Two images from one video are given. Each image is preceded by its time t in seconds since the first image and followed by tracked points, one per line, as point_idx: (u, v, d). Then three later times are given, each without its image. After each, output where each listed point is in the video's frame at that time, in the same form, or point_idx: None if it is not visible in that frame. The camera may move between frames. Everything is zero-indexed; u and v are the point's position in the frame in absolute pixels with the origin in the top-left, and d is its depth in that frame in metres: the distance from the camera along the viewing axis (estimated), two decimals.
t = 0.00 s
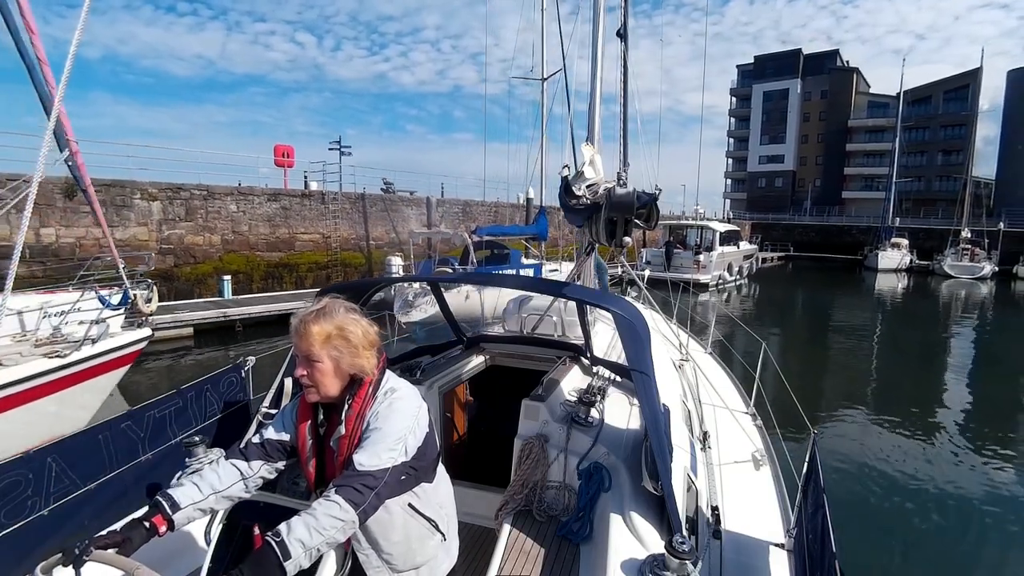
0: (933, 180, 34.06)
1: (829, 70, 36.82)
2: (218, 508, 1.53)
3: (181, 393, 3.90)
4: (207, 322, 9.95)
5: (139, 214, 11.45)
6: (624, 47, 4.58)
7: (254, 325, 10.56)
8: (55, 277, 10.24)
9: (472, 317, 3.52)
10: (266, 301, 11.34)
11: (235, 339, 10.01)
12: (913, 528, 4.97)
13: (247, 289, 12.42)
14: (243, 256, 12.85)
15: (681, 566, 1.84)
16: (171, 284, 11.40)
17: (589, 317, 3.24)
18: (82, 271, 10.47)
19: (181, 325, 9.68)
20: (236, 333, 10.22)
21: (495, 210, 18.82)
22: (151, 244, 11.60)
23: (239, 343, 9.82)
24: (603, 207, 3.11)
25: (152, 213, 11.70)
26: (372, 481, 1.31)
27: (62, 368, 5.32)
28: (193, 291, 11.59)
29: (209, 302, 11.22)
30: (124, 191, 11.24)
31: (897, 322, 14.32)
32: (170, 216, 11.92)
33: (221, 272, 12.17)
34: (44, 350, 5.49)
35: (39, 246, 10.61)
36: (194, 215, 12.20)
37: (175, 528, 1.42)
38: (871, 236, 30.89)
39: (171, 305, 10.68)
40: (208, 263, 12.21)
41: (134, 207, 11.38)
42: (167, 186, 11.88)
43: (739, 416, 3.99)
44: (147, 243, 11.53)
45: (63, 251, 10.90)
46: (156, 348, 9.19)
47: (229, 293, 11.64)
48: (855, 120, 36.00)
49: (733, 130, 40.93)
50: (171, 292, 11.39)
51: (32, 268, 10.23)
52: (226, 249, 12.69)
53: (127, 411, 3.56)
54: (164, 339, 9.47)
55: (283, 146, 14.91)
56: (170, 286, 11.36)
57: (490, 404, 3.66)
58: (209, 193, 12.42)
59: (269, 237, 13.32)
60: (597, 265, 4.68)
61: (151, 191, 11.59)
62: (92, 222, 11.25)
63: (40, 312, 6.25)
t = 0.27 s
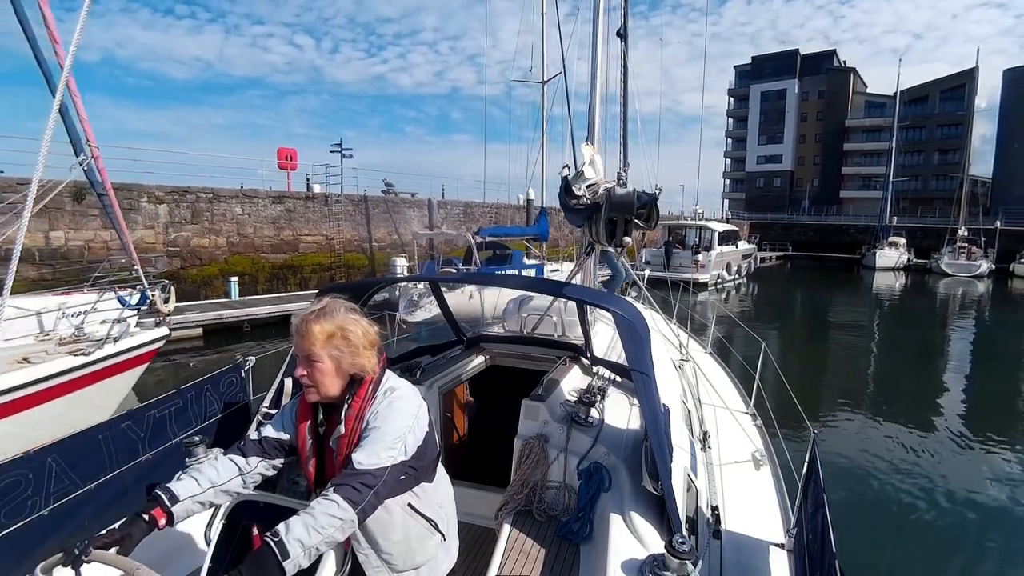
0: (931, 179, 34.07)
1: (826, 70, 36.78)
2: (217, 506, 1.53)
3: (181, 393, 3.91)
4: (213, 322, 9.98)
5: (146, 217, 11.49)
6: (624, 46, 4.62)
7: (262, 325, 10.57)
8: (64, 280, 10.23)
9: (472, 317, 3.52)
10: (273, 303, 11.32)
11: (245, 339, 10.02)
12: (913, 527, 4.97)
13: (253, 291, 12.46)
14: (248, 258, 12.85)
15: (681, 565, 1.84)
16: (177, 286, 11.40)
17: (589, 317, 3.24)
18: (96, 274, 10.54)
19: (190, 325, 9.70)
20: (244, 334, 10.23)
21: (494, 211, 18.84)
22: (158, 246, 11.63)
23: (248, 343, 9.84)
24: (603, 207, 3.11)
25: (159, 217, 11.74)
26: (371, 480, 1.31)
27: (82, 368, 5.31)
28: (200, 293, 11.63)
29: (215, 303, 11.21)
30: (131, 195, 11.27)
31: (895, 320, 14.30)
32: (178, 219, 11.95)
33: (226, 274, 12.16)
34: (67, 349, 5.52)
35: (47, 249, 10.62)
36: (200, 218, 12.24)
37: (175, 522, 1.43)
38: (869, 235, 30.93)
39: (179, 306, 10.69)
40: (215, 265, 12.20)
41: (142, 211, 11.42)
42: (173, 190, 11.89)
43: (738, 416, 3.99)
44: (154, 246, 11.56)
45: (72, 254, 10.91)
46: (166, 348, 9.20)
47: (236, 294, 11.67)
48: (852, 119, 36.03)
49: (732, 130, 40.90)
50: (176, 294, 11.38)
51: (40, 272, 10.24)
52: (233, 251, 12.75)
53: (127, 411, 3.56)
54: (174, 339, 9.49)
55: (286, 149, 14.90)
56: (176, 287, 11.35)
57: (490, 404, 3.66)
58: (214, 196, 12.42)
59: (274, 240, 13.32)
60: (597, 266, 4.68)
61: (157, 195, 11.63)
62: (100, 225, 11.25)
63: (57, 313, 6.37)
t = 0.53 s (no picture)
0: (927, 177, 34.13)
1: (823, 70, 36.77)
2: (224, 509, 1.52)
3: (181, 393, 3.91)
4: (224, 323, 10.01)
5: (153, 221, 11.52)
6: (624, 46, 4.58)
7: (269, 327, 10.57)
8: (73, 284, 10.41)
9: (472, 317, 3.52)
10: (281, 303, 11.32)
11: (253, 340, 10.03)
12: (911, 526, 4.98)
13: (258, 293, 12.46)
14: (253, 261, 12.76)
15: (681, 566, 1.83)
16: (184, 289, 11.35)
17: (589, 317, 3.24)
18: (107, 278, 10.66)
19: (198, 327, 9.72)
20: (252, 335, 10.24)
21: (495, 212, 18.87)
22: (165, 249, 11.66)
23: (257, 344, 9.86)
24: (603, 207, 3.12)
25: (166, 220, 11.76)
26: (375, 482, 1.31)
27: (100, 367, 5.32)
28: (206, 295, 11.55)
29: (221, 305, 11.18)
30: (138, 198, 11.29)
31: (893, 318, 14.31)
32: (183, 222, 11.96)
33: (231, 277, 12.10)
34: (91, 347, 5.60)
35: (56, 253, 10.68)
36: (205, 221, 12.25)
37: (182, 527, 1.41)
38: (867, 234, 30.98)
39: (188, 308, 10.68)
40: (220, 266, 12.19)
41: (148, 215, 11.47)
42: (179, 194, 11.93)
43: (738, 416, 4.00)
44: (161, 249, 11.60)
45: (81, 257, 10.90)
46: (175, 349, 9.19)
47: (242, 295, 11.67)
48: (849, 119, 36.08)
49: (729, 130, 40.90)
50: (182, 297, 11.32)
51: (50, 275, 10.35)
52: (237, 254, 12.69)
53: (126, 411, 3.57)
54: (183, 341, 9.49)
55: (289, 152, 14.89)
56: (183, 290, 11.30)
57: (489, 404, 3.66)
58: (219, 200, 12.48)
59: (278, 242, 13.32)
60: (597, 266, 4.68)
61: (163, 199, 11.69)
62: (108, 229, 11.26)
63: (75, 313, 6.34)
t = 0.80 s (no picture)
0: (924, 175, 34.21)
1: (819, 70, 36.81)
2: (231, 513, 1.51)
3: (181, 393, 3.92)
4: (232, 325, 10.00)
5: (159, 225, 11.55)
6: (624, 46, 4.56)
7: (277, 328, 10.56)
8: (83, 287, 10.50)
9: (471, 317, 3.52)
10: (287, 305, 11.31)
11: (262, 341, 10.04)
12: (910, 523, 4.98)
13: (262, 295, 12.39)
14: (257, 264, 12.84)
15: (681, 565, 1.83)
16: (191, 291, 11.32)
17: (589, 317, 3.24)
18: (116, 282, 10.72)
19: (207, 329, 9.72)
20: (260, 337, 10.24)
21: (495, 214, 18.86)
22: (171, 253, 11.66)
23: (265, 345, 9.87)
24: (603, 207, 3.11)
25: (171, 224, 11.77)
26: (381, 486, 1.31)
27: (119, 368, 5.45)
28: (213, 297, 11.55)
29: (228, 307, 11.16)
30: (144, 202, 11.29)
31: (891, 316, 14.31)
32: (189, 226, 12.01)
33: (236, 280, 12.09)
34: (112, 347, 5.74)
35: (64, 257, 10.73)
36: (211, 225, 12.29)
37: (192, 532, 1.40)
38: (864, 233, 31.03)
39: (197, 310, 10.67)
40: (225, 270, 12.19)
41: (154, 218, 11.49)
42: (185, 198, 11.98)
43: (738, 416, 4.00)
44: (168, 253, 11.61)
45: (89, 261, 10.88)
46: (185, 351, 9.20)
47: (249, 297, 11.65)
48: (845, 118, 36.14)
49: (726, 130, 40.92)
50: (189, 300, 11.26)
51: (58, 280, 10.44)
52: (242, 257, 12.74)
53: (127, 411, 3.58)
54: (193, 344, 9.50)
55: (292, 156, 14.86)
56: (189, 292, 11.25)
57: (489, 404, 3.65)
58: (225, 204, 12.51)
59: (282, 244, 13.34)
60: (596, 266, 4.68)
61: (169, 203, 11.74)
62: (115, 234, 11.26)
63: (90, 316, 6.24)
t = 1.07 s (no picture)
0: (920, 173, 34.24)
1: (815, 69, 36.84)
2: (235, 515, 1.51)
3: (181, 393, 3.93)
4: (241, 327, 9.99)
5: (166, 229, 11.66)
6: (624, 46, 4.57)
7: (285, 330, 10.55)
8: (91, 292, 10.60)
9: (471, 317, 3.52)
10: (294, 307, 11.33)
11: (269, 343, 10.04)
12: (909, 517, 4.98)
13: (266, 298, 12.21)
14: (262, 267, 12.83)
15: (681, 566, 1.83)
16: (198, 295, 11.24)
17: (589, 317, 3.24)
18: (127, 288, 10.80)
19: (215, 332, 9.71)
20: (268, 340, 10.22)
21: (495, 215, 18.88)
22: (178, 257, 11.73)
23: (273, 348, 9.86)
24: (603, 207, 3.11)
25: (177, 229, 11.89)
26: (383, 488, 1.31)
27: (136, 367, 5.52)
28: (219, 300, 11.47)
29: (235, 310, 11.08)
30: (154, 207, 11.41)
31: (890, 313, 14.30)
32: (194, 230, 12.08)
33: (241, 283, 12.04)
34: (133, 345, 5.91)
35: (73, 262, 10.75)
36: (216, 229, 12.35)
37: (196, 533, 1.39)
38: (861, 230, 31.08)
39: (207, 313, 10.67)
40: (230, 274, 12.23)
41: (162, 223, 11.65)
42: (190, 203, 12.04)
43: (738, 416, 4.00)
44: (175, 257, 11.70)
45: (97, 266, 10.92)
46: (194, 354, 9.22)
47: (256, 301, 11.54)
48: (841, 117, 36.20)
49: (724, 130, 40.94)
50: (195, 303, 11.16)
51: (67, 284, 10.44)
52: (246, 260, 12.81)
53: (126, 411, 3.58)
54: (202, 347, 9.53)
55: (294, 160, 14.87)
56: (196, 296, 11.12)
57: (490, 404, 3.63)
58: (229, 208, 12.55)
59: (286, 248, 13.34)
60: (596, 266, 4.68)
61: (174, 208, 11.81)
62: (123, 239, 11.27)
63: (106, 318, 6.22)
